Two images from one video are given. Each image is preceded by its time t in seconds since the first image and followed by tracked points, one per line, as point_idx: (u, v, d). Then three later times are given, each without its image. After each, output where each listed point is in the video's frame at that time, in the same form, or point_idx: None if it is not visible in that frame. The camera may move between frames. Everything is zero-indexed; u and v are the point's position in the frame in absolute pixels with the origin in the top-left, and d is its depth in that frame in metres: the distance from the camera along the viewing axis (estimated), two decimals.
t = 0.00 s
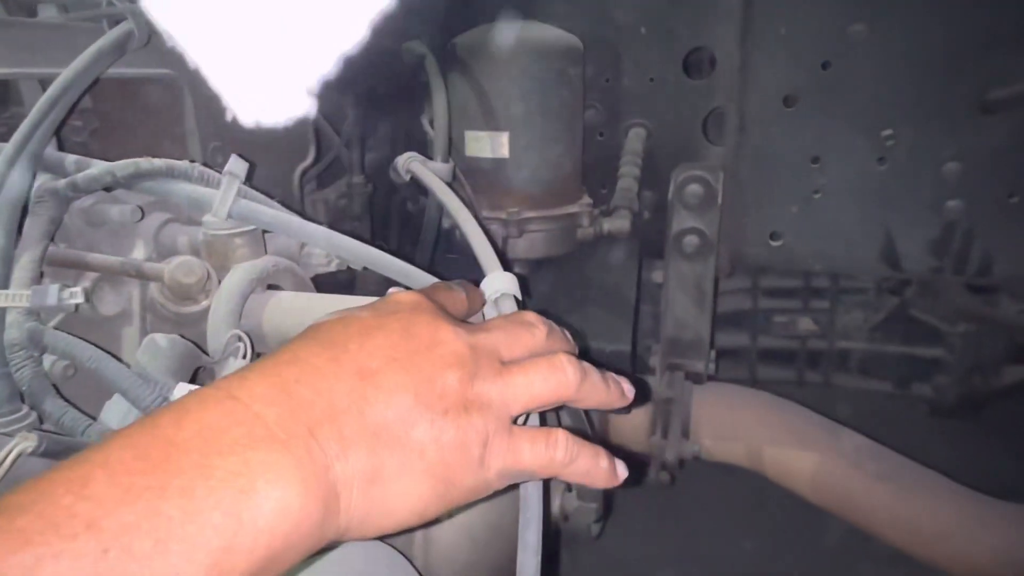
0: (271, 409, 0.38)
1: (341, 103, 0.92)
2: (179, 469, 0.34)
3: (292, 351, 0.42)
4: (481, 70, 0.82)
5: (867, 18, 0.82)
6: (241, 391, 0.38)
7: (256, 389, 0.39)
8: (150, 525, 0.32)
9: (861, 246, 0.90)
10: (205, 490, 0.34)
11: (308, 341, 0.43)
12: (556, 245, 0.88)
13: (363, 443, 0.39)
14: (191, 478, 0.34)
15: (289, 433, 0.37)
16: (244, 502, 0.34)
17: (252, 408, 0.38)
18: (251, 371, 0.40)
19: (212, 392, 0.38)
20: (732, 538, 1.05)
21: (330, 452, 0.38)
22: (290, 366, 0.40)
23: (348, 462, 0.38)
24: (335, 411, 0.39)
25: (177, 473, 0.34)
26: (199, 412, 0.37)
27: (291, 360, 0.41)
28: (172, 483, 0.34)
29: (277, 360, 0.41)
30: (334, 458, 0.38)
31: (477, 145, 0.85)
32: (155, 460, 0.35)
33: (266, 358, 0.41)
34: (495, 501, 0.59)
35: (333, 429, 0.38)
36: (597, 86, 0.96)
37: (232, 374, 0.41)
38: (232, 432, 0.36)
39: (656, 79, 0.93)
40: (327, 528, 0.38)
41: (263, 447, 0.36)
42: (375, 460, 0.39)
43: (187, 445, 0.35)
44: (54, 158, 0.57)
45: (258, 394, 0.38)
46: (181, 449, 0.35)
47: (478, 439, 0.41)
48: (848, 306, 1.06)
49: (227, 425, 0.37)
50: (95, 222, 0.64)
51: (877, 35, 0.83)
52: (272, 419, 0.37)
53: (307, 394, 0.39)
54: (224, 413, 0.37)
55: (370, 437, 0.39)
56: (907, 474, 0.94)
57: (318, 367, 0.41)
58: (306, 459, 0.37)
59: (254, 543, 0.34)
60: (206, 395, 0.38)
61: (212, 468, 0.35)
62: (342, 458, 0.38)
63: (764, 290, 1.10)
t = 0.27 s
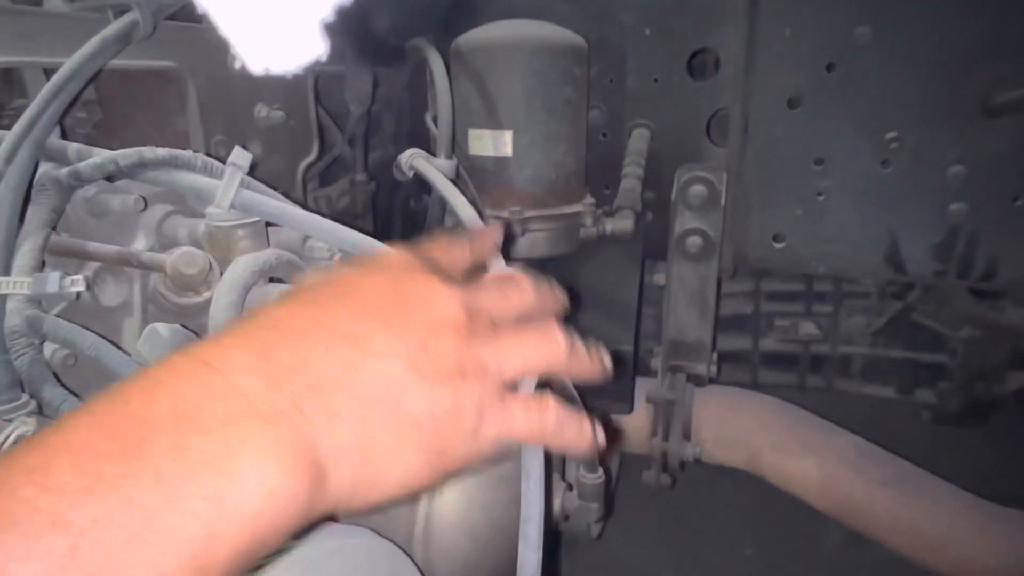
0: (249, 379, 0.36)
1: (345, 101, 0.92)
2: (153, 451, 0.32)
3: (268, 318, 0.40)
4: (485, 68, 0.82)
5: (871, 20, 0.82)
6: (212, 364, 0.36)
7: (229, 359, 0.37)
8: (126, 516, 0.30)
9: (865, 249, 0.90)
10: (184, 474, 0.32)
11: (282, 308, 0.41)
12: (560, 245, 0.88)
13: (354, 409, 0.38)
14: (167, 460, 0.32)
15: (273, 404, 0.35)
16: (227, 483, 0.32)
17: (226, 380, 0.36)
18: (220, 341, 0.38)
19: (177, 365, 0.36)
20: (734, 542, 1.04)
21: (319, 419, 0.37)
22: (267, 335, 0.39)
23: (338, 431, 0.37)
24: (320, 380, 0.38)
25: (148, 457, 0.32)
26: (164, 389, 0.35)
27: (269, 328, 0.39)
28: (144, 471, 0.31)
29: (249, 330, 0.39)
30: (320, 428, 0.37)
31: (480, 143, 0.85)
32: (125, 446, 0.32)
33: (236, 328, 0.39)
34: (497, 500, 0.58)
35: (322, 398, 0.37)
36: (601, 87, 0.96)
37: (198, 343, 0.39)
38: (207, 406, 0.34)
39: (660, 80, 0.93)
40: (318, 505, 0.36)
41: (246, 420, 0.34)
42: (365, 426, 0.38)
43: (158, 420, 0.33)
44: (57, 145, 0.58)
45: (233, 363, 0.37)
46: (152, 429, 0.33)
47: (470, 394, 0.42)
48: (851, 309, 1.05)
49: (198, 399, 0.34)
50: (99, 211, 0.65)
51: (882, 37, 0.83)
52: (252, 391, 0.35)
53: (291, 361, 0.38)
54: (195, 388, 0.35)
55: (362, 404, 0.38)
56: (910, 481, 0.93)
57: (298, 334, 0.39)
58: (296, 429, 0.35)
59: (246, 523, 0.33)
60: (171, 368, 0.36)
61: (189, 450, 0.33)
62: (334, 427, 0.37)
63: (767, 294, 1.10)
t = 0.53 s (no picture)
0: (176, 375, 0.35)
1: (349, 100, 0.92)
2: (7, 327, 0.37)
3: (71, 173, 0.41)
4: (489, 67, 0.82)
5: (873, 23, 0.83)
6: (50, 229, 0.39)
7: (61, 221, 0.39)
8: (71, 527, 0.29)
9: (867, 250, 0.90)
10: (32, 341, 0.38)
11: (89, 161, 0.42)
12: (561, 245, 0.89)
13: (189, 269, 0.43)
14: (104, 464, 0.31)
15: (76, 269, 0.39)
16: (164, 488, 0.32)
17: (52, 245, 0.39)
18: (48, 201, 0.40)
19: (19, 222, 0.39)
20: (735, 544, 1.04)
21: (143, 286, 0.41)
22: (84, 197, 0.40)
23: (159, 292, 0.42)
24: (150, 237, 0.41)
25: None
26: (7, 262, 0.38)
27: (100, 202, 0.41)
28: (10, 344, 0.37)
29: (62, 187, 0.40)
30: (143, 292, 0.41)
31: (485, 142, 0.85)
32: None
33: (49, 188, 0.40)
34: (498, 495, 0.59)
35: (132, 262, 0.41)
36: (604, 88, 0.96)
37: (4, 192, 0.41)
38: (33, 276, 0.38)
39: (663, 82, 0.93)
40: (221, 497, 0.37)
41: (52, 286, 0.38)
42: (189, 292, 0.43)
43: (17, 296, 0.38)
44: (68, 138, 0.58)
45: (36, 227, 0.39)
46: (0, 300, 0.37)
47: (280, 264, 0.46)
48: (854, 312, 1.05)
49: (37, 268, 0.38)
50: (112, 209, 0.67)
51: (884, 40, 0.83)
52: (51, 255, 0.39)
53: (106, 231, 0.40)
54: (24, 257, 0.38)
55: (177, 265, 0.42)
56: (912, 484, 0.93)
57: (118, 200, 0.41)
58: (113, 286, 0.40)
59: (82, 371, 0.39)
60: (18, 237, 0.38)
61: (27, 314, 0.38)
62: (152, 285, 0.42)
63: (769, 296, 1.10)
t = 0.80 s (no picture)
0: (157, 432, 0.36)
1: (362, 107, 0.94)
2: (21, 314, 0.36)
3: (106, 166, 0.40)
4: (500, 76, 0.84)
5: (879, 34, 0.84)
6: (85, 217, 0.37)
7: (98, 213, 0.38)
8: None
9: (871, 258, 0.92)
10: (46, 332, 0.36)
11: (124, 156, 0.41)
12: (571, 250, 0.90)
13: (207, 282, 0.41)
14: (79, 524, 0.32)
15: (107, 263, 0.37)
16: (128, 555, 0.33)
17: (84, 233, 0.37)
18: (84, 189, 0.38)
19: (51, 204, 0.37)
20: (741, 549, 1.05)
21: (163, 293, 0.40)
22: (120, 192, 0.39)
23: (177, 304, 0.40)
24: (180, 240, 0.40)
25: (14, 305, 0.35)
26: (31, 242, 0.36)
27: (137, 199, 0.39)
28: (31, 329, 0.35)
29: (100, 177, 0.39)
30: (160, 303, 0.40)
31: (496, 149, 0.87)
32: None
33: (89, 178, 0.39)
34: (507, 496, 0.60)
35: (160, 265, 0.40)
36: (613, 96, 0.98)
37: (29, 172, 0.39)
38: (56, 261, 0.36)
39: (672, 91, 0.95)
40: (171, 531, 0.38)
41: (78, 278, 0.37)
42: (201, 304, 0.42)
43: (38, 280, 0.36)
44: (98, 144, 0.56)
45: (76, 221, 0.37)
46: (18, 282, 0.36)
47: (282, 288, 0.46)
48: (859, 320, 1.06)
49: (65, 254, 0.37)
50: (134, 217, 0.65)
51: (890, 51, 0.84)
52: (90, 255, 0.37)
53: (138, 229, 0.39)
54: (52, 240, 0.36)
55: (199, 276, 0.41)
56: (916, 491, 0.94)
57: (154, 199, 0.40)
58: (137, 287, 0.38)
59: (87, 369, 0.38)
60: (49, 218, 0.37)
61: (43, 299, 0.36)
62: (169, 293, 0.40)
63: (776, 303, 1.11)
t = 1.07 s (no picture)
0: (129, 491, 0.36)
1: (366, 114, 0.95)
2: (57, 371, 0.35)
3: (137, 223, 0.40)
4: (502, 84, 0.85)
5: (877, 45, 0.85)
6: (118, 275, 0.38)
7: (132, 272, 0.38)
8: None
9: (868, 266, 0.93)
10: (81, 386, 0.36)
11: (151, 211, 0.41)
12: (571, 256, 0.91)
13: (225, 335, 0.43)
14: None
15: (140, 319, 0.38)
16: None
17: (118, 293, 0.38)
18: (116, 250, 0.38)
19: (83, 264, 0.37)
20: (738, 555, 1.06)
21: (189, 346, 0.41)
22: (151, 250, 0.40)
23: (196, 356, 0.41)
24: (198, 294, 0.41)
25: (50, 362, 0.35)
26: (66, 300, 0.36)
27: (169, 257, 0.40)
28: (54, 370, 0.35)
29: (132, 237, 0.39)
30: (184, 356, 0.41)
31: (497, 157, 0.88)
32: (13, 352, 0.35)
33: (121, 237, 0.39)
34: (506, 499, 0.61)
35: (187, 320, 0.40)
36: (614, 105, 0.99)
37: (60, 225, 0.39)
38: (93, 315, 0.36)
39: (671, 99, 0.96)
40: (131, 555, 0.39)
41: (115, 335, 0.37)
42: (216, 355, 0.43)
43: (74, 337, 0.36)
44: (105, 150, 0.56)
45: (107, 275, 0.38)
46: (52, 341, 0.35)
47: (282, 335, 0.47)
48: (856, 327, 1.07)
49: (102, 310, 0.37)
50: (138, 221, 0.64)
51: (888, 61, 0.85)
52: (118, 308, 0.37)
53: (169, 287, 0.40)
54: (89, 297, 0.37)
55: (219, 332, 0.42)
56: (913, 497, 0.94)
57: (183, 256, 0.41)
58: (169, 343, 0.39)
59: (114, 420, 0.38)
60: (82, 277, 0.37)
61: (77, 356, 0.36)
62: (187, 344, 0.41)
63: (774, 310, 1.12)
